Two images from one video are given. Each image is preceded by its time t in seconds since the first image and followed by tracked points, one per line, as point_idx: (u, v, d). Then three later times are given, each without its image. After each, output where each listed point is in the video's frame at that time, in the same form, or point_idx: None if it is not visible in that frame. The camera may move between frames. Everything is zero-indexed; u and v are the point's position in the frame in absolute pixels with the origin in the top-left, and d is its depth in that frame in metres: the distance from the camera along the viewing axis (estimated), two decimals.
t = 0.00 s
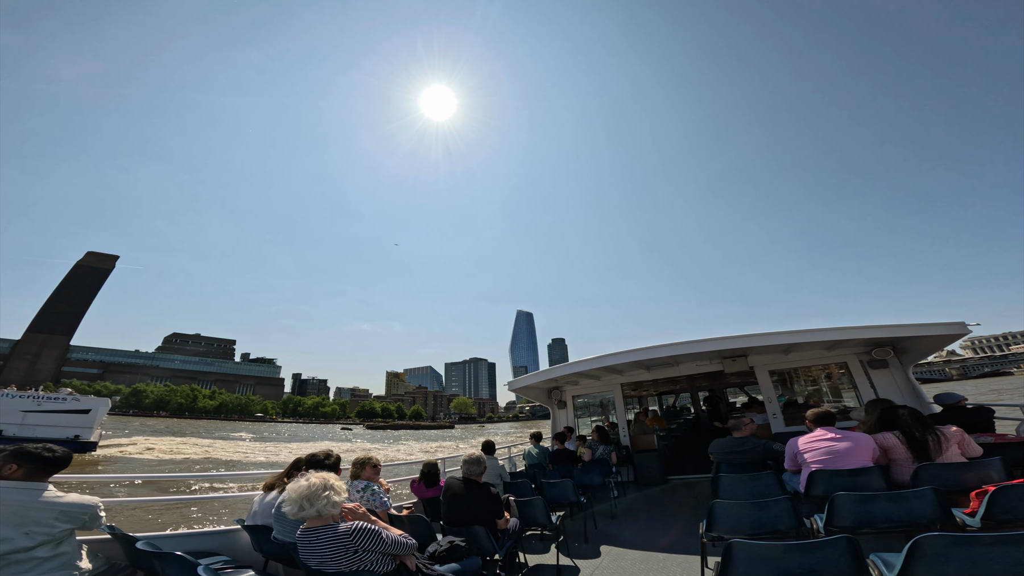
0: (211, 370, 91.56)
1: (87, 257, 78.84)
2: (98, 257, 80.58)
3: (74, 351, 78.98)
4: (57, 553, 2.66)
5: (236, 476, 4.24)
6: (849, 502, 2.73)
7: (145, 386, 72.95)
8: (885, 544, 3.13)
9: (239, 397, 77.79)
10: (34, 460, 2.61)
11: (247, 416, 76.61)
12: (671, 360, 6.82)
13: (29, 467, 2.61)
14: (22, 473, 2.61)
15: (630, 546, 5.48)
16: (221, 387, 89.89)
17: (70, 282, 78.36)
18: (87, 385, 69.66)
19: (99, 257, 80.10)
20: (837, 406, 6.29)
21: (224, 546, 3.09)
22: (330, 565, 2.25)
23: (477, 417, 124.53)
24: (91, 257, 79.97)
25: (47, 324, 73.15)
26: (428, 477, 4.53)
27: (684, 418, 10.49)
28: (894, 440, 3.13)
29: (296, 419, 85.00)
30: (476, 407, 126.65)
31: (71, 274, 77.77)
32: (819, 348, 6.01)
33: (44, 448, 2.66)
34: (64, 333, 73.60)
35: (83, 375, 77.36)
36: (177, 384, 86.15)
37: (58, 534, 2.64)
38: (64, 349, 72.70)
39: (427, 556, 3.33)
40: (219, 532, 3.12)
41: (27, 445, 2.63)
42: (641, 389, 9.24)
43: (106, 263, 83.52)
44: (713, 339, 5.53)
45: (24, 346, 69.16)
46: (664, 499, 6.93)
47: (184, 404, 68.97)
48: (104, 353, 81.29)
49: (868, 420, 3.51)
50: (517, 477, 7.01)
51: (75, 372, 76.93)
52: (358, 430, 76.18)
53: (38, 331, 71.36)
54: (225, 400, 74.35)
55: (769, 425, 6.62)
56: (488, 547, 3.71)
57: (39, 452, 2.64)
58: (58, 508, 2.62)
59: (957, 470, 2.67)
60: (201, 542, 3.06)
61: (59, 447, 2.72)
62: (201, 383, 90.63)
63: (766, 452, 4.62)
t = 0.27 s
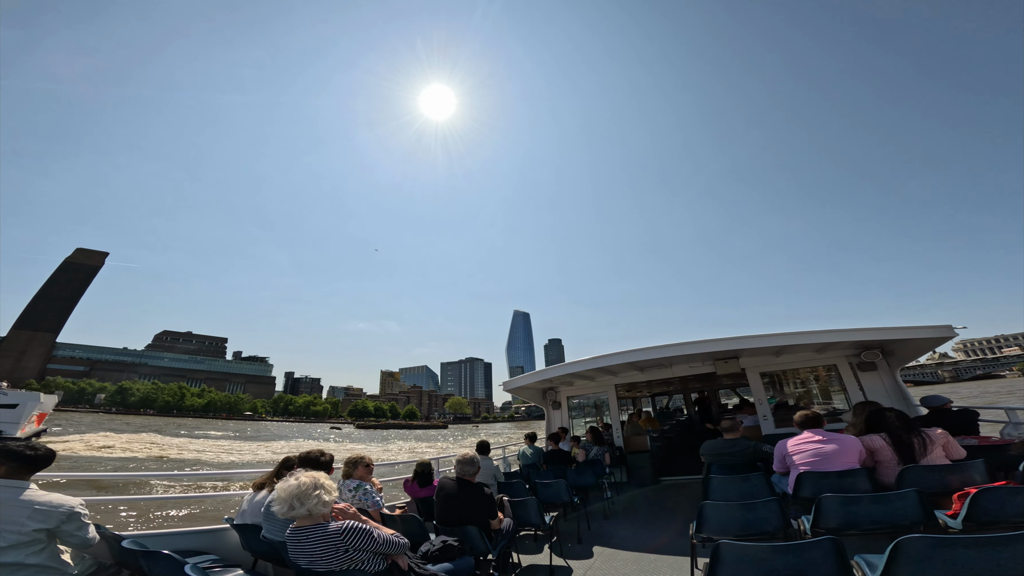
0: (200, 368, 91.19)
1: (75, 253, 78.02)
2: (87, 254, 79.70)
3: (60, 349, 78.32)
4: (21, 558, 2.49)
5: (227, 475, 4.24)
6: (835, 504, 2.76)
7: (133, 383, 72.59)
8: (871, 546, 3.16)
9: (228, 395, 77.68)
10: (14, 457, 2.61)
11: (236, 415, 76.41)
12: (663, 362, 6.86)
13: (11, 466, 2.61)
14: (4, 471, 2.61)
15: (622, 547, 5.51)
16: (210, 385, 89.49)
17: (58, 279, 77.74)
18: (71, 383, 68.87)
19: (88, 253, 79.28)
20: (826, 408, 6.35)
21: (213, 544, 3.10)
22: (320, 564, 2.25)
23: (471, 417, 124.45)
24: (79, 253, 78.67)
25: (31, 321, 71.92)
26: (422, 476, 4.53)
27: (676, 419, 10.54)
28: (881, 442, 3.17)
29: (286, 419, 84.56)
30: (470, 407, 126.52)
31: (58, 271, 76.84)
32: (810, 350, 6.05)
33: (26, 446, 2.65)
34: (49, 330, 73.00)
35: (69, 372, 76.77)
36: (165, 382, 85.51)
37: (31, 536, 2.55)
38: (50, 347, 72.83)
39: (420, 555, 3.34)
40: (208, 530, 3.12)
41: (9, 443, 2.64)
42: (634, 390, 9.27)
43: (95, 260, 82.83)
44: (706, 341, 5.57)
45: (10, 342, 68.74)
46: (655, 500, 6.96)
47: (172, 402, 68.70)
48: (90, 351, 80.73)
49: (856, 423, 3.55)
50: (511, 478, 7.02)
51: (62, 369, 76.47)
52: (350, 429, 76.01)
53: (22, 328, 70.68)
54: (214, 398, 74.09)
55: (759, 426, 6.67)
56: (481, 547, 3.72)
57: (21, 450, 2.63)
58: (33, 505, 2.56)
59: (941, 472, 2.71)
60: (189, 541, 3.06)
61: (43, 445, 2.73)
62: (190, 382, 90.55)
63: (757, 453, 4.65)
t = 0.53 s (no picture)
0: (194, 367, 90.87)
1: (69, 252, 77.77)
2: (80, 252, 79.44)
3: (52, 348, 78.02)
4: (6, 559, 2.47)
5: (223, 474, 4.25)
6: (827, 506, 2.79)
7: (125, 382, 72.35)
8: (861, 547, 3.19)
9: (222, 394, 77.62)
10: (7, 457, 2.63)
11: (229, 414, 76.28)
12: (659, 363, 6.89)
13: (4, 465, 2.62)
14: None
15: (617, 548, 5.54)
16: (204, 385, 89.22)
17: (51, 277, 77.44)
18: (63, 382, 68.59)
19: (81, 252, 79.05)
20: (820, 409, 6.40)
21: (208, 544, 3.12)
22: (317, 564, 2.27)
23: (468, 417, 124.44)
24: (72, 252, 78.41)
25: (23, 319, 71.94)
26: (419, 476, 4.54)
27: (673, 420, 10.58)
28: (873, 444, 3.20)
29: (280, 418, 84.37)
30: (467, 406, 126.51)
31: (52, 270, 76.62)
32: (804, 352, 6.09)
33: (20, 446, 2.67)
34: (40, 329, 73.21)
35: (61, 371, 76.50)
36: (158, 381, 85.36)
37: (21, 536, 2.55)
38: (41, 346, 73.07)
39: (417, 555, 3.36)
40: (204, 531, 3.14)
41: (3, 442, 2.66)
42: (631, 391, 9.31)
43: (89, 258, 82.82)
44: (702, 342, 5.60)
45: None
46: (651, 501, 6.99)
47: (164, 401, 68.52)
48: (82, 350, 80.26)
49: (849, 424, 3.58)
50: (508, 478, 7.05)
51: (53, 368, 76.01)
52: (346, 428, 75.98)
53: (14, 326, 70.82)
54: (207, 397, 73.91)
55: (754, 428, 6.70)
56: (477, 547, 3.75)
57: (15, 450, 2.65)
58: (25, 505, 2.56)
59: (931, 474, 2.74)
60: (185, 541, 3.07)
61: (37, 445, 2.75)
62: (183, 380, 90.32)
63: (752, 454, 4.69)
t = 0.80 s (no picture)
0: (185, 366, 90.45)
1: (59, 249, 77.33)
2: (70, 250, 78.98)
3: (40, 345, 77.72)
4: None
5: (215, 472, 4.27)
6: (817, 508, 2.81)
7: (112, 380, 72.21)
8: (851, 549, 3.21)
9: (212, 393, 77.48)
10: None
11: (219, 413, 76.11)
12: (655, 365, 6.91)
13: None
14: None
15: (612, 548, 5.56)
16: (195, 383, 88.99)
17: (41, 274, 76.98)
18: (51, 380, 68.22)
19: (71, 249, 78.59)
20: (813, 412, 6.44)
21: (201, 542, 3.15)
22: (311, 562, 2.28)
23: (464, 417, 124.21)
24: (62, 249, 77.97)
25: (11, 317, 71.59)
26: (414, 476, 4.49)
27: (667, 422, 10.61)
28: (864, 446, 3.23)
29: (272, 417, 84.14)
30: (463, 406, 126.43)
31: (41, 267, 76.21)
32: (798, 354, 6.13)
33: (11, 445, 2.71)
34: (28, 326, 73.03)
35: (49, 369, 76.10)
36: (148, 378, 85.23)
37: (8, 534, 2.55)
38: (29, 343, 73.04)
39: (412, 554, 3.36)
40: (197, 528, 3.18)
41: None
42: (627, 392, 9.33)
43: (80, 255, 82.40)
44: (697, 344, 5.62)
45: None
46: (646, 502, 7.02)
47: (152, 399, 68.65)
48: (71, 348, 80.41)
49: (840, 425, 3.61)
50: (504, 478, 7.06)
51: (40, 366, 75.84)
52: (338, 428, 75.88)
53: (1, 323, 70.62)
54: (196, 396, 73.78)
55: (747, 429, 6.73)
56: (473, 547, 3.76)
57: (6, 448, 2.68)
58: (12, 502, 2.57)
59: (919, 476, 2.76)
60: (178, 539, 3.09)
61: (27, 443, 2.78)
62: (173, 379, 89.95)
63: (744, 456, 4.72)
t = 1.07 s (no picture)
0: (171, 362, 89.69)
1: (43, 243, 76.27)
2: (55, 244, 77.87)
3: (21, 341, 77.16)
4: None
5: (202, 468, 4.25)
6: (803, 511, 2.83)
7: (93, 377, 71.64)
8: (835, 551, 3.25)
9: (197, 390, 77.02)
10: None
11: (204, 410, 75.64)
12: (648, 367, 6.94)
13: None
14: None
15: (603, 549, 5.58)
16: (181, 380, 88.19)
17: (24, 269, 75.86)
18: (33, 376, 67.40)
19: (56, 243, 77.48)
20: (801, 415, 6.49)
21: (185, 539, 3.13)
22: (301, 559, 2.24)
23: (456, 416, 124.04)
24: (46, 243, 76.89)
25: None
26: (407, 474, 4.47)
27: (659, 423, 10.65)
28: (849, 450, 3.26)
29: (259, 414, 83.75)
30: (455, 406, 126.19)
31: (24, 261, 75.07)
32: (788, 358, 6.17)
33: None
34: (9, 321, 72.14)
35: (30, 365, 75.32)
36: (132, 375, 84.81)
37: None
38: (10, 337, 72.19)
39: (405, 553, 3.38)
40: (182, 526, 3.16)
41: None
42: (620, 394, 9.36)
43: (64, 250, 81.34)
44: (690, 347, 5.65)
45: None
46: (637, 504, 7.04)
47: (134, 396, 68.41)
48: (54, 344, 80.43)
49: (827, 429, 3.65)
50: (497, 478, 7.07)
51: (20, 361, 75.56)
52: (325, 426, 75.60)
53: None
54: (180, 392, 73.30)
55: (736, 432, 6.76)
56: (465, 546, 3.76)
57: None
58: None
59: (902, 481, 2.79)
60: (162, 536, 3.08)
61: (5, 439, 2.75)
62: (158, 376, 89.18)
63: (734, 459, 4.77)
